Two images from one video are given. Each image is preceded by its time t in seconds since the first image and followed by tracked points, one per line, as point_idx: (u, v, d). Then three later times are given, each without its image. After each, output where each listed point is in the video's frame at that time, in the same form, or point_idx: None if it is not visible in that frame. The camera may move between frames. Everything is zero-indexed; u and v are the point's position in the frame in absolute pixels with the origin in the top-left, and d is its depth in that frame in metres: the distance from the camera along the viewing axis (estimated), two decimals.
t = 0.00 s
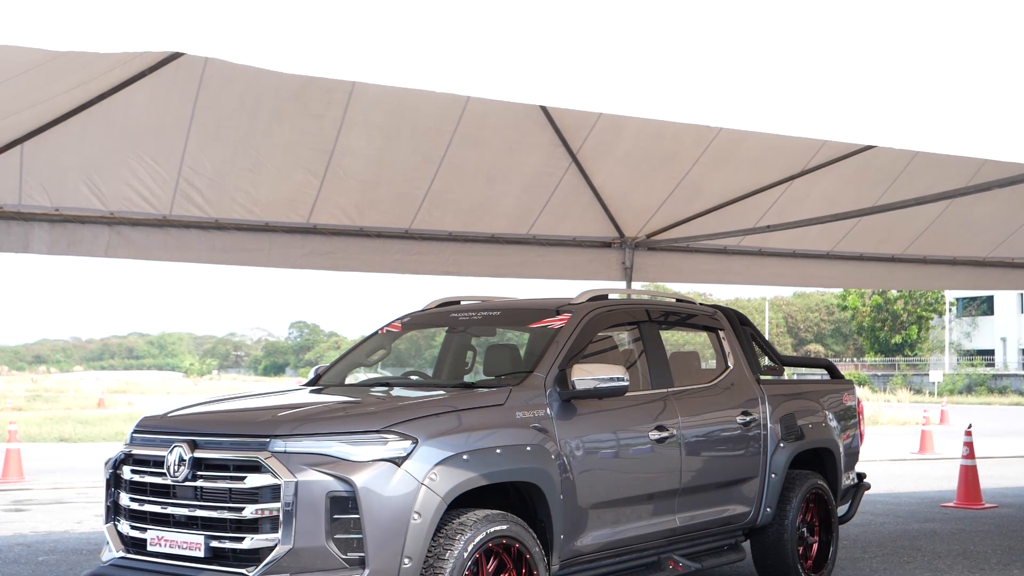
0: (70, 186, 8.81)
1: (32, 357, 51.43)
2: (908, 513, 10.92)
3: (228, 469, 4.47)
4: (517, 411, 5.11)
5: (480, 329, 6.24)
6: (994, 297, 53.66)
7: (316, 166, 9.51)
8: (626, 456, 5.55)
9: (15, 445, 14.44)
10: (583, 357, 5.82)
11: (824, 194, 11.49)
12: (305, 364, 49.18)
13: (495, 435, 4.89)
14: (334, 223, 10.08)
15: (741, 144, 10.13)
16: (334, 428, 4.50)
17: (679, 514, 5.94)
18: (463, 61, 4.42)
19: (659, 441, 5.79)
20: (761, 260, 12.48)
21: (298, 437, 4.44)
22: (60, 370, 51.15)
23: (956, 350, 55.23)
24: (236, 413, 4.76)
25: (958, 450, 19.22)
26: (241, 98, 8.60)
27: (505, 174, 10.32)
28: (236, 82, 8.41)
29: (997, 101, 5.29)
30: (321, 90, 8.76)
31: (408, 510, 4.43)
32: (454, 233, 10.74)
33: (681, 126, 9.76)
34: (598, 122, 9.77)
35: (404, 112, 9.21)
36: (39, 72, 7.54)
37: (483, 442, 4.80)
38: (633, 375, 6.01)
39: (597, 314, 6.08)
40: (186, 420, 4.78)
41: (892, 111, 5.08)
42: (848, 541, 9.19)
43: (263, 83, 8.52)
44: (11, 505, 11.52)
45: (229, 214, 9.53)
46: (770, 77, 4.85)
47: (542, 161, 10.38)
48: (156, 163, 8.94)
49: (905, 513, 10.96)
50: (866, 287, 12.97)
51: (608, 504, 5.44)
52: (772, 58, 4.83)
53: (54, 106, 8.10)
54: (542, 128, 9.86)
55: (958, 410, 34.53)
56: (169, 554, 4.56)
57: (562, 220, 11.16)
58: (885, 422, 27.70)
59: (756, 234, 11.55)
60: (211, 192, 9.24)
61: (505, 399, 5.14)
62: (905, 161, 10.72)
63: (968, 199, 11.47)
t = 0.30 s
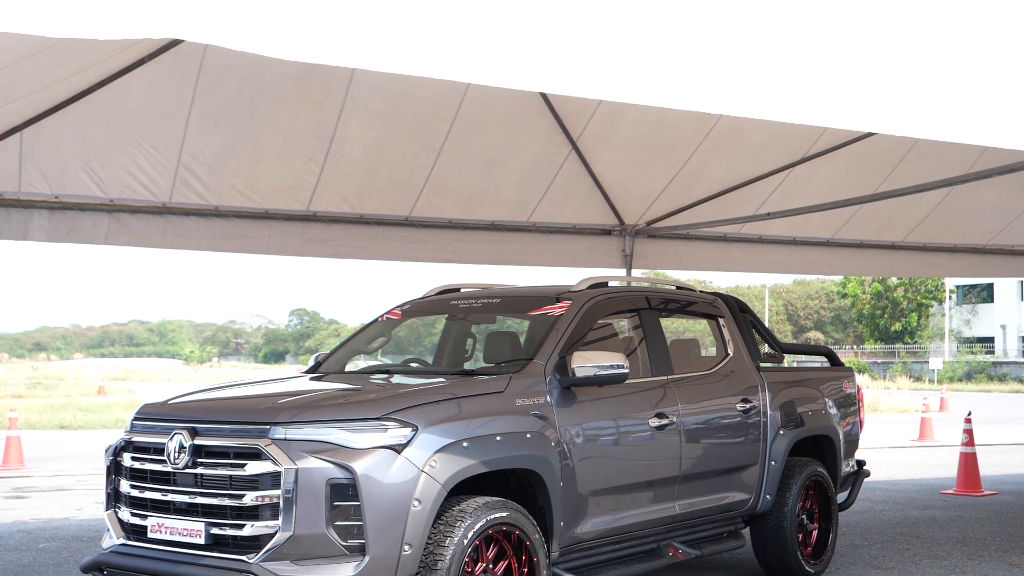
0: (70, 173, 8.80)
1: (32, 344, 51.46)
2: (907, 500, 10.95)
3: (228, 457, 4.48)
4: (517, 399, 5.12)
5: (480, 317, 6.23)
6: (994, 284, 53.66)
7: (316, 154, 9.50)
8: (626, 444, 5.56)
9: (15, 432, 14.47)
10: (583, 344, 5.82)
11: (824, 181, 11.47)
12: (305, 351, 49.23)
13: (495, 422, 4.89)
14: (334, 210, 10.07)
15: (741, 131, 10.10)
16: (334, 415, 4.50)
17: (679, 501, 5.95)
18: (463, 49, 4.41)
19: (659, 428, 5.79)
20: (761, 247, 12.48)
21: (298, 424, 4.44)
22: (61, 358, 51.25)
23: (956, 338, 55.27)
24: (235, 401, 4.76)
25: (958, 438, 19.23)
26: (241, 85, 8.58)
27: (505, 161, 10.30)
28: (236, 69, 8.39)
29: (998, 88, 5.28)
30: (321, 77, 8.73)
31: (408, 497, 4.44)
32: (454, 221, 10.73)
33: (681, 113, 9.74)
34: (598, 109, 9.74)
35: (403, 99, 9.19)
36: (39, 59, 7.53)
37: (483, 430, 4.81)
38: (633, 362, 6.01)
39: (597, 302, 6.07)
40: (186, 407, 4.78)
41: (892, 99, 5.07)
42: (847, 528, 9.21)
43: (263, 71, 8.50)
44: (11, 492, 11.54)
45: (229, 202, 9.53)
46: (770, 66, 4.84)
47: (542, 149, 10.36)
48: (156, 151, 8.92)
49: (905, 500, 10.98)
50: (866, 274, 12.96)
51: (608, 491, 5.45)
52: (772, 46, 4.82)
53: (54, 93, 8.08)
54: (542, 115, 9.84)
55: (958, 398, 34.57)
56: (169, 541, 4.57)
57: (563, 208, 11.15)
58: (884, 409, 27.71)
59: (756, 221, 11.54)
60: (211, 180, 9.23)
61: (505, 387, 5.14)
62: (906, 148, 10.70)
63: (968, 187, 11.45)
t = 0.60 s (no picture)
0: (69, 161, 8.78)
1: (32, 332, 51.49)
2: (907, 487, 10.97)
3: (228, 444, 4.48)
4: (517, 386, 5.11)
5: (480, 304, 6.22)
6: (994, 272, 53.64)
7: (315, 141, 9.46)
8: (626, 431, 5.56)
9: (14, 420, 14.47)
10: (583, 332, 5.82)
11: (824, 168, 11.45)
12: (305, 339, 49.23)
13: (495, 409, 4.90)
14: (334, 197, 10.05)
15: (742, 118, 10.07)
16: (334, 403, 4.50)
17: (679, 488, 5.96)
18: (463, 36, 4.40)
19: (659, 416, 5.79)
20: (761, 235, 12.46)
21: (298, 412, 4.44)
22: (61, 345, 51.33)
23: (955, 325, 55.30)
24: (236, 388, 4.76)
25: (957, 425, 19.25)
26: (240, 72, 8.55)
27: (505, 148, 10.28)
28: (235, 55, 8.36)
29: (1000, 74, 5.25)
30: (320, 64, 8.70)
31: (408, 484, 4.44)
32: (454, 208, 10.72)
33: (681, 100, 9.71)
34: (598, 95, 9.71)
35: (403, 85, 9.15)
36: (37, 47, 7.50)
37: (483, 417, 4.81)
38: (633, 349, 6.01)
39: (597, 289, 6.07)
40: (186, 394, 4.78)
41: (894, 85, 5.04)
42: (847, 515, 9.23)
43: (262, 57, 8.46)
44: (12, 480, 11.55)
45: (229, 189, 9.51)
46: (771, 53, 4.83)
47: (542, 136, 10.34)
48: (156, 138, 8.90)
49: (905, 487, 10.99)
50: (866, 261, 12.95)
51: (608, 478, 5.45)
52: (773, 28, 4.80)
53: (52, 80, 8.05)
54: (542, 102, 9.81)
55: (958, 385, 34.61)
56: (169, 528, 4.58)
57: (563, 195, 11.13)
58: (884, 397, 27.74)
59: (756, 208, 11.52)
60: (210, 167, 9.21)
61: (505, 374, 5.14)
62: (906, 135, 10.67)
63: (969, 174, 11.43)
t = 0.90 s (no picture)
0: (69, 150, 8.77)
1: (31, 321, 51.61)
2: (906, 476, 10.98)
3: (228, 433, 4.49)
4: (517, 375, 5.11)
5: (480, 293, 6.22)
6: (994, 261, 53.63)
7: (315, 129, 9.44)
8: (626, 419, 5.56)
9: (15, 408, 14.49)
10: (583, 321, 5.81)
11: (824, 157, 11.43)
12: (305, 328, 49.23)
13: (495, 398, 4.89)
14: (334, 186, 10.04)
15: (742, 106, 10.05)
16: (334, 391, 4.50)
17: (679, 477, 5.97)
18: (461, 23, 4.38)
19: (659, 404, 5.79)
20: (761, 223, 12.45)
21: (298, 400, 4.44)
22: (61, 334, 51.41)
23: (955, 314, 55.32)
24: (236, 376, 4.76)
25: (957, 414, 19.26)
26: (239, 60, 8.52)
27: (505, 137, 10.26)
28: (235, 44, 8.33)
29: (1001, 62, 5.23)
30: (320, 53, 8.67)
31: (408, 473, 4.44)
32: (454, 197, 10.70)
33: (681, 89, 9.69)
34: (598, 84, 9.69)
35: (403, 74, 9.12)
36: (35, 36, 7.47)
37: (483, 406, 4.81)
38: (633, 338, 6.00)
39: (597, 278, 6.06)
40: (186, 383, 4.78)
41: (895, 74, 5.02)
42: (846, 503, 9.24)
43: (261, 46, 8.44)
44: (13, 468, 11.57)
45: (229, 178, 9.49)
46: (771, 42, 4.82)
47: (542, 124, 10.32)
48: (155, 126, 8.88)
49: (904, 476, 11.00)
50: (866, 250, 12.94)
51: (608, 466, 5.46)
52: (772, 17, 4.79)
53: (51, 69, 8.03)
54: (542, 90, 9.79)
55: (957, 373, 34.65)
56: (170, 517, 4.59)
57: (562, 184, 11.12)
58: (884, 385, 27.76)
59: (757, 197, 11.50)
60: (210, 156, 9.19)
61: (505, 362, 5.14)
62: (907, 124, 10.65)
63: (969, 163, 11.41)
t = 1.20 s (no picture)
0: (68, 140, 8.72)
1: (32, 313, 51.95)
2: (906, 467, 10.99)
3: (228, 423, 4.49)
4: (517, 366, 5.12)
5: (480, 284, 6.21)
6: (995, 251, 53.63)
7: (314, 120, 9.43)
8: (626, 410, 5.56)
9: (15, 399, 14.50)
10: (583, 312, 5.81)
11: (824, 147, 11.41)
12: (305, 319, 49.21)
13: (495, 389, 4.90)
14: (334, 177, 10.01)
15: (742, 97, 10.04)
16: (334, 382, 4.50)
17: (679, 467, 5.97)
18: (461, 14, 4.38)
19: (659, 395, 5.80)
20: (761, 214, 12.44)
21: (298, 391, 4.44)
22: (60, 325, 51.45)
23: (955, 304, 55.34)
24: (236, 367, 4.76)
25: (957, 405, 19.26)
26: (239, 51, 8.51)
27: (505, 127, 10.25)
28: (234, 33, 8.32)
29: (1002, 52, 5.21)
30: (320, 42, 8.66)
31: (408, 464, 4.45)
32: (454, 187, 10.68)
33: (682, 79, 9.67)
34: (598, 74, 9.67)
35: (402, 64, 9.11)
36: (34, 26, 7.45)
37: (483, 396, 4.81)
38: (633, 329, 6.00)
39: (597, 268, 6.06)
40: (186, 373, 4.78)
41: (895, 64, 5.00)
42: (846, 494, 9.25)
43: (261, 36, 8.43)
44: (13, 459, 11.57)
45: (229, 168, 9.46)
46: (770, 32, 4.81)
47: (541, 115, 10.30)
48: (155, 117, 8.86)
49: (904, 466, 11.01)
50: (866, 241, 12.93)
51: (607, 457, 5.46)
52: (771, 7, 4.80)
53: (50, 60, 8.00)
54: (542, 81, 9.78)
55: (957, 364, 34.68)
56: (170, 507, 4.59)
57: (562, 174, 11.10)
58: (884, 376, 27.75)
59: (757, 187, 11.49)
60: (209, 146, 9.17)
61: (505, 353, 5.14)
62: (906, 114, 10.64)
63: (969, 153, 11.40)
